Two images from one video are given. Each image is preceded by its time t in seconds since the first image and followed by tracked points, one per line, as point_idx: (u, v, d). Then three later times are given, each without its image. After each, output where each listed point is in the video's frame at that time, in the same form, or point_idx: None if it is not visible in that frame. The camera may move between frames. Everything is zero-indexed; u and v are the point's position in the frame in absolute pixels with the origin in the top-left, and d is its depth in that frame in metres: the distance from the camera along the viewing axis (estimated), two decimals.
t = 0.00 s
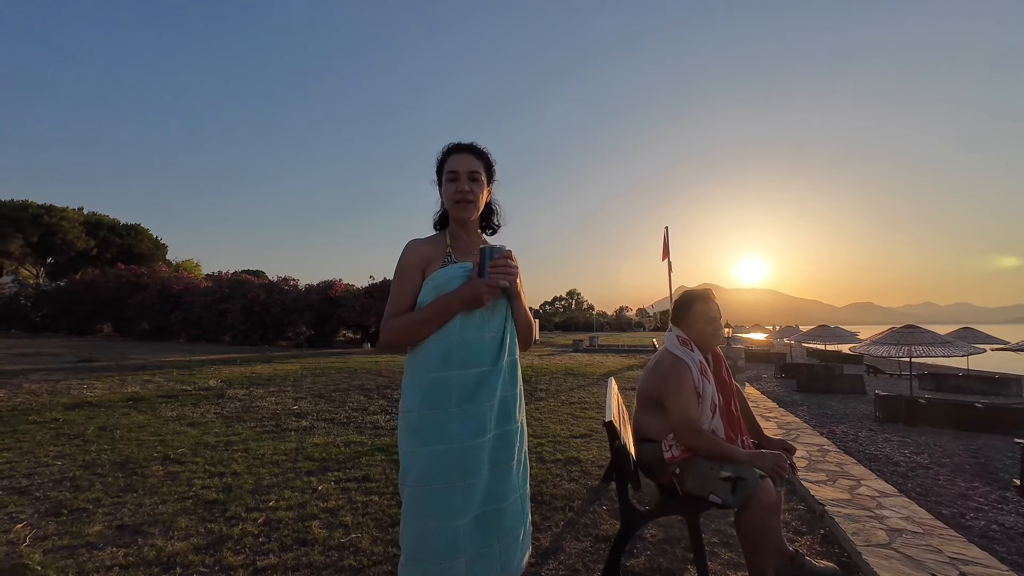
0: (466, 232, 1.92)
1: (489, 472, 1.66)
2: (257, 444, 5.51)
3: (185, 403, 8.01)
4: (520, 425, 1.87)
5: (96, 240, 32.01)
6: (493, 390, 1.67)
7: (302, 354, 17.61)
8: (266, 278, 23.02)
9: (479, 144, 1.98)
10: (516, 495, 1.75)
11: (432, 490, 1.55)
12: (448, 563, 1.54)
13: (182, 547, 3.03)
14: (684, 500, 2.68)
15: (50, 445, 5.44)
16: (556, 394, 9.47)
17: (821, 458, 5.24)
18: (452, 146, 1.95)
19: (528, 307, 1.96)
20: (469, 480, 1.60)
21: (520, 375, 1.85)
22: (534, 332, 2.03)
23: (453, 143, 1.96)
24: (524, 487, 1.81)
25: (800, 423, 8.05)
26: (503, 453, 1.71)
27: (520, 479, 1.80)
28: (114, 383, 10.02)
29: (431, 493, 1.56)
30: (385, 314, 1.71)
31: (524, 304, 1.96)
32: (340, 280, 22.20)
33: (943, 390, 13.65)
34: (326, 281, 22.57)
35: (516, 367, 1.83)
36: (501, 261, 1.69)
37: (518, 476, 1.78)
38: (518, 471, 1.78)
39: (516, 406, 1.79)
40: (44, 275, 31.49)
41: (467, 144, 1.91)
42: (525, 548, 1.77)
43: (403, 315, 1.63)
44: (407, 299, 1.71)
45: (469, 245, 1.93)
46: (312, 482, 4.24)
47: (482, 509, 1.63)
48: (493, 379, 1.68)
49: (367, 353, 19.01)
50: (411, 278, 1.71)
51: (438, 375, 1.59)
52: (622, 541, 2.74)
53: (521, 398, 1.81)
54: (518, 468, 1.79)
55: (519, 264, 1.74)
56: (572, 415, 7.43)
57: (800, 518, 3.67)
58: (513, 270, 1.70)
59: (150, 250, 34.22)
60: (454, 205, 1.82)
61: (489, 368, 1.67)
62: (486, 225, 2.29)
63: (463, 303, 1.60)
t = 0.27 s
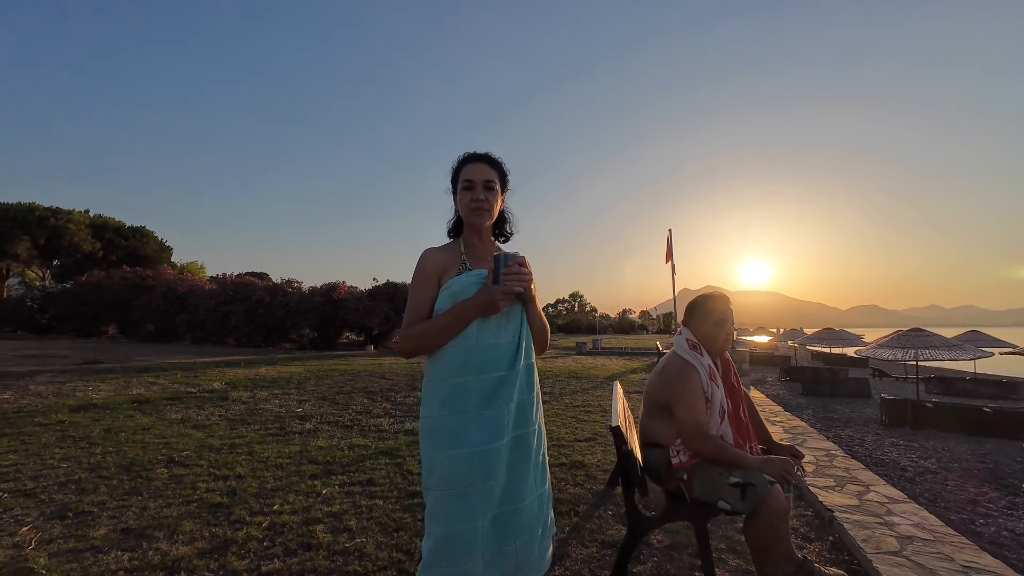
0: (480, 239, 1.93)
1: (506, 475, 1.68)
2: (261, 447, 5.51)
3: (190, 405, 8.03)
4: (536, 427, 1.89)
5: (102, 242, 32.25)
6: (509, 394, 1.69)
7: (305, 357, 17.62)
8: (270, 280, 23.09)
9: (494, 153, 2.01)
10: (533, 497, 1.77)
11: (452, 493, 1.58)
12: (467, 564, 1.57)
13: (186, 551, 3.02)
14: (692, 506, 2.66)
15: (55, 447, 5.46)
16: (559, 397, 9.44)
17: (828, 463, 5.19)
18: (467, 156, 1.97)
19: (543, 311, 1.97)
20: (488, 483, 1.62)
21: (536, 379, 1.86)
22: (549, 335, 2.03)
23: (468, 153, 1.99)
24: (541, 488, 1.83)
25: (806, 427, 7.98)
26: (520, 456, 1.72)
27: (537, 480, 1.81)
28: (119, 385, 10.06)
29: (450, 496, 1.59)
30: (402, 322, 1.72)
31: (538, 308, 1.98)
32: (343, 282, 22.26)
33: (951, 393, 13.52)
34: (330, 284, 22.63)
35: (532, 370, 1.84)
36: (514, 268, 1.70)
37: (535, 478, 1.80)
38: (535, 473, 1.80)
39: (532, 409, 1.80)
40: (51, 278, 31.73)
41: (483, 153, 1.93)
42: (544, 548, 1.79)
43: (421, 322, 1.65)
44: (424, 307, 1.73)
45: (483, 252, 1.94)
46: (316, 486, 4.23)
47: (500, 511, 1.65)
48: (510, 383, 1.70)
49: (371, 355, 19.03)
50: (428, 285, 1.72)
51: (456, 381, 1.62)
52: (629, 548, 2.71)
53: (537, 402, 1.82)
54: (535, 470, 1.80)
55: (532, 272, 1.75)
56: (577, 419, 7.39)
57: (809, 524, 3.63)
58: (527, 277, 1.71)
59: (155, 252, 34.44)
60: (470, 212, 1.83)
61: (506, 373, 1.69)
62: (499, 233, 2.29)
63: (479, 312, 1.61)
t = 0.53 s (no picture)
0: (490, 249, 1.97)
1: (517, 479, 1.69)
2: (262, 449, 5.51)
3: (191, 407, 8.03)
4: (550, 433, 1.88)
5: (106, 244, 32.42)
6: (520, 399, 1.70)
7: (307, 359, 17.62)
8: (272, 282, 23.12)
9: (506, 166, 2.04)
10: (546, 503, 1.76)
11: (463, 496, 1.61)
12: (478, 567, 1.59)
13: (186, 555, 3.01)
14: (695, 511, 2.63)
15: (57, 449, 5.46)
16: (561, 399, 9.41)
17: (832, 467, 5.16)
18: (480, 167, 2.01)
19: (552, 316, 1.98)
20: (498, 487, 1.63)
21: (548, 384, 1.86)
22: (560, 340, 2.03)
23: (481, 164, 2.02)
24: (554, 495, 1.81)
25: (809, 430, 7.93)
26: (531, 461, 1.72)
27: (549, 487, 1.80)
28: (121, 387, 10.08)
29: (462, 499, 1.62)
30: (416, 330, 1.80)
31: (548, 314, 1.98)
32: (345, 284, 22.28)
33: (956, 397, 13.42)
34: (332, 285, 22.66)
35: (543, 376, 1.84)
36: (522, 274, 1.72)
37: (547, 484, 1.79)
38: (547, 480, 1.79)
39: (545, 414, 1.80)
40: (55, 279, 31.85)
41: (494, 165, 1.97)
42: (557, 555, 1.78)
43: (431, 329, 1.71)
44: (436, 315, 1.79)
45: (492, 261, 1.98)
46: (316, 489, 4.22)
47: (511, 515, 1.66)
48: (520, 388, 1.71)
49: (372, 357, 19.03)
50: (438, 293, 1.79)
51: (467, 386, 1.66)
52: (631, 553, 2.68)
53: (550, 407, 1.82)
54: (546, 477, 1.79)
55: (539, 278, 1.77)
56: (578, 422, 7.36)
57: (812, 529, 3.60)
58: (534, 283, 1.73)
59: (158, 254, 34.57)
60: (479, 223, 1.88)
61: (516, 378, 1.71)
62: (510, 243, 2.32)
63: (486, 318, 1.65)
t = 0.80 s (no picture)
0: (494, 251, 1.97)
1: (518, 478, 1.68)
2: (262, 449, 5.51)
3: (191, 407, 8.04)
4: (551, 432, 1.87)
5: (108, 245, 32.50)
6: (521, 397, 1.69)
7: (308, 359, 17.63)
8: (273, 283, 23.14)
9: (515, 171, 2.04)
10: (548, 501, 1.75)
11: (464, 494, 1.61)
12: (480, 565, 1.58)
13: (184, 555, 3.01)
14: (693, 511, 2.63)
15: (56, 449, 5.46)
16: (561, 400, 9.40)
17: (832, 468, 5.14)
18: (488, 170, 2.01)
19: (553, 315, 1.97)
20: (499, 485, 1.63)
21: (549, 383, 1.85)
22: (562, 340, 2.03)
23: (490, 167, 2.01)
24: (555, 494, 1.81)
25: (810, 431, 7.91)
26: (532, 459, 1.72)
27: (550, 485, 1.79)
28: (122, 387, 10.09)
29: (463, 497, 1.61)
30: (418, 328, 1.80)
31: (549, 314, 1.97)
32: (346, 284, 22.31)
33: (957, 398, 13.38)
34: (333, 286, 22.69)
35: (544, 374, 1.83)
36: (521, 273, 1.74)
37: (548, 483, 1.78)
38: (548, 478, 1.78)
39: (546, 413, 1.79)
40: (56, 279, 31.92)
41: (502, 169, 1.97)
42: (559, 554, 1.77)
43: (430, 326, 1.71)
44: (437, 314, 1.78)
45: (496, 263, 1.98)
46: (315, 489, 4.22)
47: (512, 514, 1.65)
48: (521, 387, 1.70)
49: (373, 357, 19.05)
50: (441, 294, 1.79)
51: (468, 384, 1.65)
52: (630, 553, 2.67)
53: (550, 406, 1.81)
54: (547, 475, 1.78)
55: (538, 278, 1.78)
56: (579, 422, 7.35)
57: (812, 530, 3.59)
58: (534, 280, 1.75)
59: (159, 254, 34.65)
60: (485, 226, 1.88)
61: (517, 376, 1.70)
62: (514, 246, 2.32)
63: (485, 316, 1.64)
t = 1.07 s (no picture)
0: (492, 249, 1.95)
1: (517, 478, 1.67)
2: (261, 449, 5.50)
3: (190, 407, 8.03)
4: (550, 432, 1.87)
5: (108, 245, 32.50)
6: (519, 397, 1.69)
7: (308, 359, 17.61)
8: (274, 283, 23.12)
9: (517, 169, 2.02)
10: (547, 501, 1.74)
11: (462, 495, 1.59)
12: (479, 567, 1.56)
13: (181, 554, 3.00)
14: (692, 510, 2.61)
15: (55, 449, 5.45)
16: (561, 400, 9.39)
17: (832, 468, 5.13)
18: (489, 166, 1.99)
19: (551, 316, 1.97)
20: (499, 485, 1.61)
21: (547, 382, 1.85)
22: (560, 340, 2.02)
23: (491, 164, 2.00)
24: (554, 494, 1.79)
25: (810, 431, 7.90)
26: (531, 459, 1.71)
27: (550, 485, 1.78)
28: (121, 387, 10.08)
29: (462, 498, 1.60)
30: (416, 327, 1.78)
31: (546, 314, 1.97)
32: (346, 284, 22.30)
33: (958, 398, 13.36)
34: (333, 287, 22.69)
35: (542, 374, 1.83)
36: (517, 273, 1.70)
37: (548, 482, 1.77)
38: (547, 478, 1.77)
39: (544, 412, 1.78)
40: (56, 279, 31.89)
41: (504, 167, 1.96)
42: (560, 555, 1.75)
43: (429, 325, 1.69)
44: (435, 313, 1.77)
45: (493, 261, 1.97)
46: (314, 489, 4.21)
47: (511, 515, 1.63)
48: (519, 386, 1.70)
49: (373, 357, 19.04)
50: (439, 292, 1.78)
51: (466, 384, 1.64)
52: (629, 553, 2.66)
53: (549, 405, 1.81)
54: (547, 474, 1.77)
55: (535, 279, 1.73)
56: (578, 422, 7.34)
57: (812, 530, 3.58)
58: (529, 284, 1.69)
59: (159, 255, 34.63)
60: (484, 223, 1.86)
61: (515, 376, 1.69)
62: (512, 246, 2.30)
63: (483, 314, 1.64)
